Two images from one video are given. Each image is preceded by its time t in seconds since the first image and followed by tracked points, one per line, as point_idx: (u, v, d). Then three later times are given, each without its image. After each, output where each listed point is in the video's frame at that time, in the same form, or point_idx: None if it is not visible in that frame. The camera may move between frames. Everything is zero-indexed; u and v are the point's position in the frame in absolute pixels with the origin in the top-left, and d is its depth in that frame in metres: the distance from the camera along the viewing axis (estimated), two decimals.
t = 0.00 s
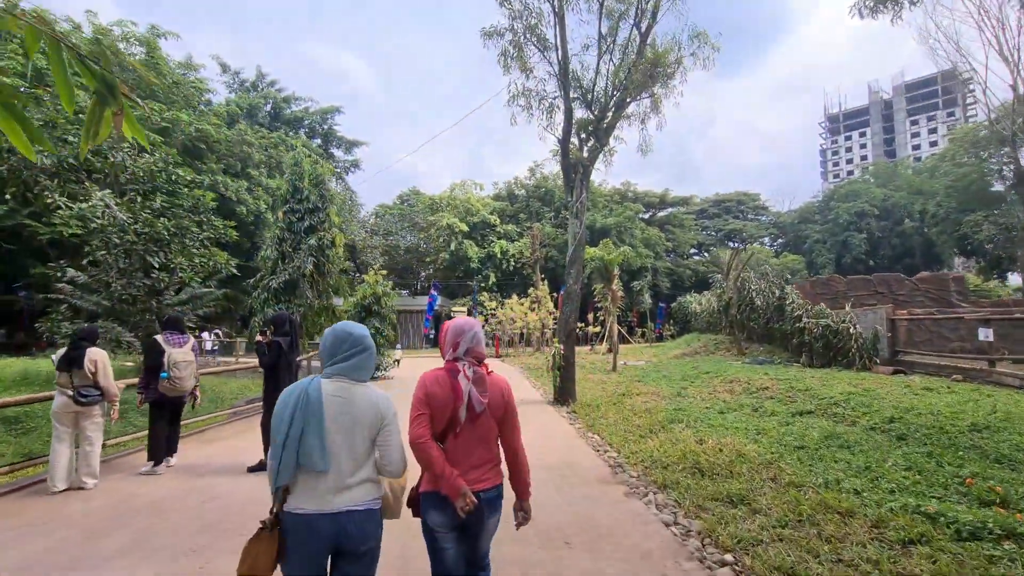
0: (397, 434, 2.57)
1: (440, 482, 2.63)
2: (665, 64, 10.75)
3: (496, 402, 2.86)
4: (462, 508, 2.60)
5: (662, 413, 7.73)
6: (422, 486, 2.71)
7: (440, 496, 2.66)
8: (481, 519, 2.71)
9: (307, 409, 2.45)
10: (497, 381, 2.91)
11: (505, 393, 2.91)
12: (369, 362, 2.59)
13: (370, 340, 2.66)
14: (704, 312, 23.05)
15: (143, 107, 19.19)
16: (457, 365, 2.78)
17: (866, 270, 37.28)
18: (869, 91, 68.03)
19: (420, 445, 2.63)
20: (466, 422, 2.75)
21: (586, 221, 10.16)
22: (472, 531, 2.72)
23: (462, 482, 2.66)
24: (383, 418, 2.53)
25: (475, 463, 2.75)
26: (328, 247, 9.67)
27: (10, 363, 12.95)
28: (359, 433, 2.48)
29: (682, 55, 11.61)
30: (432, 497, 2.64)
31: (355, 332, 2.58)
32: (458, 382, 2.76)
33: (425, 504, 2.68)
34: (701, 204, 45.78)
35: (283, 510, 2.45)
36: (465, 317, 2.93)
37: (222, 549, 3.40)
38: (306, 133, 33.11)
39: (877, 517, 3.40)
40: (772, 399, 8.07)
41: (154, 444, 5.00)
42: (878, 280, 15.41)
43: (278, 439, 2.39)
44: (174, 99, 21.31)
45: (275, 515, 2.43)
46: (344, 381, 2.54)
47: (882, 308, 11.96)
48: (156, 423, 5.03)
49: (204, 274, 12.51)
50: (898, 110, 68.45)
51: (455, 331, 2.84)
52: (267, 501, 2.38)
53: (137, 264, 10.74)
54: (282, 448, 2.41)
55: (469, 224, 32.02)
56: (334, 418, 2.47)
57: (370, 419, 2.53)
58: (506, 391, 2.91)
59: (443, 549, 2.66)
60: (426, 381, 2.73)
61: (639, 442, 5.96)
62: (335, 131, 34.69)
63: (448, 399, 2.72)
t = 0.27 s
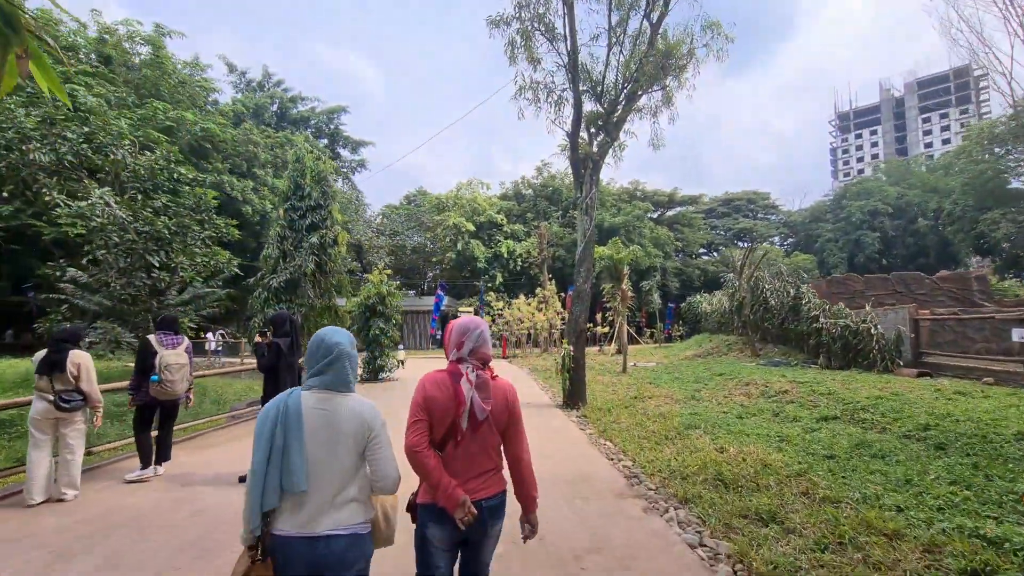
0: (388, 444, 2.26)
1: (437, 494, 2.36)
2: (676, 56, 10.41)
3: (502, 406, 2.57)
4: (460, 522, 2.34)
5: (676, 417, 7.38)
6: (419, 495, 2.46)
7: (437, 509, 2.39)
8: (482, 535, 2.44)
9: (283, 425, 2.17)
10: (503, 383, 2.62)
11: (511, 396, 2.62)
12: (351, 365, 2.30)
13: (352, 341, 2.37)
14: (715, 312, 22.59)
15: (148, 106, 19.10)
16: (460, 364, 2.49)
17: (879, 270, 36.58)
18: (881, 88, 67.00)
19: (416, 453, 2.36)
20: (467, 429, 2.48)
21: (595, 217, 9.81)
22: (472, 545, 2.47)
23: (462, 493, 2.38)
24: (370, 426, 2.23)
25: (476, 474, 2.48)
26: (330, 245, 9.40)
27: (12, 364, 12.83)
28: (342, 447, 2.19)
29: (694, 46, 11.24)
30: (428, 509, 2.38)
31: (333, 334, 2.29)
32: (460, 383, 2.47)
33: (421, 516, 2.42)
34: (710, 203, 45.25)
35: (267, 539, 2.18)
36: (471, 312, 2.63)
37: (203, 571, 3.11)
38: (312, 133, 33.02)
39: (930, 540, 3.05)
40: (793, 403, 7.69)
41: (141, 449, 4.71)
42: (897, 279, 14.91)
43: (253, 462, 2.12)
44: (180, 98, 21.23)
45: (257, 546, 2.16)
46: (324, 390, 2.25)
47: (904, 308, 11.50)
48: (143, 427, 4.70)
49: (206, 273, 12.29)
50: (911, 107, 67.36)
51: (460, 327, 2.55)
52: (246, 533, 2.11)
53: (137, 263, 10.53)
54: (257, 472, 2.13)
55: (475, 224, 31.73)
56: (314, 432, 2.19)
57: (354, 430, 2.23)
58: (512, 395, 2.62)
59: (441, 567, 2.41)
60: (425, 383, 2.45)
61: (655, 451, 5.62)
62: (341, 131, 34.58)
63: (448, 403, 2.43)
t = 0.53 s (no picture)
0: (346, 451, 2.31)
1: (420, 506, 2.18)
2: (689, 47, 10.05)
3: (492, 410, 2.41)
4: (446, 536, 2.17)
5: (690, 422, 7.05)
6: (403, 507, 2.27)
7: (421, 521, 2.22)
8: (471, 549, 2.26)
9: (242, 430, 2.31)
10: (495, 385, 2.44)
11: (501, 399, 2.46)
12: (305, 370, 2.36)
13: (309, 341, 2.41)
14: (727, 312, 22.14)
15: (155, 106, 19.08)
16: (447, 364, 2.28)
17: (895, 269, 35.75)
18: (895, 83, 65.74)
19: (399, 461, 2.16)
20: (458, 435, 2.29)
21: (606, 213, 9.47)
22: (458, 560, 2.29)
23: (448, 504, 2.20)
24: (323, 430, 2.29)
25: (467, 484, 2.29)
26: (333, 243, 9.16)
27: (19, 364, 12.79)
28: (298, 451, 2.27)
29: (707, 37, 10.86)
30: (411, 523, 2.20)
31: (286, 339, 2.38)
32: (448, 384, 2.27)
33: (405, 529, 2.24)
34: (721, 201, 44.62)
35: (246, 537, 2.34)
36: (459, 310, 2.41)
37: None
38: (320, 133, 33.00)
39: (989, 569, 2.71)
40: (814, 408, 7.31)
41: (127, 455, 4.48)
42: (918, 277, 14.37)
43: (216, 467, 2.29)
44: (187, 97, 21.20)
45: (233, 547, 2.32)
46: (281, 393, 2.36)
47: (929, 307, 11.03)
48: (130, 433, 4.45)
49: (209, 273, 12.14)
50: (927, 103, 66.01)
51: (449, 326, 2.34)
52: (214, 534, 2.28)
53: (139, 263, 10.41)
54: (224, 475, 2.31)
55: (483, 223, 31.47)
56: (271, 437, 2.30)
57: (311, 435, 2.30)
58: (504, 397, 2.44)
59: None
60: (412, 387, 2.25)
61: (670, 459, 5.31)
62: (349, 131, 34.53)
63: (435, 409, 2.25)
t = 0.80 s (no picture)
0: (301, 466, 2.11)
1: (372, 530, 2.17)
2: (695, 38, 9.73)
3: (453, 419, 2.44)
4: (400, 559, 2.14)
5: (697, 428, 6.73)
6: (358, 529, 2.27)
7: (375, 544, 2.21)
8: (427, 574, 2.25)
9: (188, 441, 2.13)
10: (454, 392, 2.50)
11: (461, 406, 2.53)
12: (262, 377, 2.18)
13: (270, 347, 2.23)
14: (732, 311, 21.78)
15: (151, 102, 18.80)
16: (404, 378, 2.32)
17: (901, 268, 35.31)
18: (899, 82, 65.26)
19: (353, 483, 2.14)
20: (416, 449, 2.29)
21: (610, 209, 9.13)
22: None
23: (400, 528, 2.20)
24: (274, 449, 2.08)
25: (425, 499, 2.30)
26: (326, 240, 8.83)
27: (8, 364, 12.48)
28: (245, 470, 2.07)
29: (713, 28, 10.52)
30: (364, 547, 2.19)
31: (245, 344, 2.18)
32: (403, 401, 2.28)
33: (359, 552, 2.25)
34: (724, 200, 44.27)
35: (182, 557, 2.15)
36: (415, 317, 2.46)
37: None
38: (320, 131, 32.74)
39: None
40: (828, 412, 6.97)
41: (94, 466, 4.15)
42: (929, 276, 13.99)
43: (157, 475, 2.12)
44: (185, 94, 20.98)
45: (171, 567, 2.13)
46: (235, 402, 2.17)
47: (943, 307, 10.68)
48: (97, 443, 4.10)
49: (200, 272, 11.82)
50: (931, 101, 65.49)
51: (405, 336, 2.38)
52: (155, 552, 2.10)
53: (127, 262, 10.09)
54: (168, 490, 2.13)
55: (484, 222, 31.17)
56: (218, 450, 2.10)
57: (264, 450, 2.10)
58: (463, 406, 2.49)
59: None
60: (367, 401, 2.23)
61: (678, 469, 4.99)
62: (349, 129, 34.25)
63: (393, 424, 2.24)
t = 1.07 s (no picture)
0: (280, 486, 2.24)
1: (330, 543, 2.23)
2: (703, 29, 9.39)
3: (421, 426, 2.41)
4: None
5: (708, 435, 6.40)
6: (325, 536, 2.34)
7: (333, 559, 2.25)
8: None
9: (170, 452, 2.25)
10: (423, 398, 2.48)
11: (434, 412, 2.47)
12: (247, 395, 2.27)
13: (259, 364, 2.32)
14: (738, 312, 21.40)
15: (149, 100, 18.59)
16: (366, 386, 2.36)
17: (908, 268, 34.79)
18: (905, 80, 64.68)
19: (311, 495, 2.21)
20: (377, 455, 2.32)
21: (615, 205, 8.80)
22: None
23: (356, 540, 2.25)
24: (255, 469, 2.21)
25: (384, 515, 2.31)
26: (320, 239, 8.53)
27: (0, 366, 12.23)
28: (226, 485, 2.20)
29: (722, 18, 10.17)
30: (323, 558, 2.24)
31: (227, 358, 2.27)
32: (362, 412, 2.32)
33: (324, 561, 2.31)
34: (729, 200, 43.86)
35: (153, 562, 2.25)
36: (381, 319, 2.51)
37: None
38: (321, 130, 32.49)
39: None
40: (846, 419, 6.62)
41: (60, 478, 3.88)
42: (943, 276, 13.59)
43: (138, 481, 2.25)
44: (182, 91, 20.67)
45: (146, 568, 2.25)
46: (216, 417, 2.27)
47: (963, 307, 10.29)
48: (64, 454, 3.83)
49: (193, 272, 11.53)
50: (937, 99, 64.83)
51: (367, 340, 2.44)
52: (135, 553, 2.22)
53: (116, 262, 9.80)
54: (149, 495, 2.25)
55: (486, 221, 30.85)
56: (198, 463, 2.22)
57: (243, 468, 2.21)
58: (433, 417, 2.44)
59: None
60: (325, 406, 2.31)
61: (690, 482, 4.70)
62: (350, 128, 33.99)
63: (350, 430, 2.30)
